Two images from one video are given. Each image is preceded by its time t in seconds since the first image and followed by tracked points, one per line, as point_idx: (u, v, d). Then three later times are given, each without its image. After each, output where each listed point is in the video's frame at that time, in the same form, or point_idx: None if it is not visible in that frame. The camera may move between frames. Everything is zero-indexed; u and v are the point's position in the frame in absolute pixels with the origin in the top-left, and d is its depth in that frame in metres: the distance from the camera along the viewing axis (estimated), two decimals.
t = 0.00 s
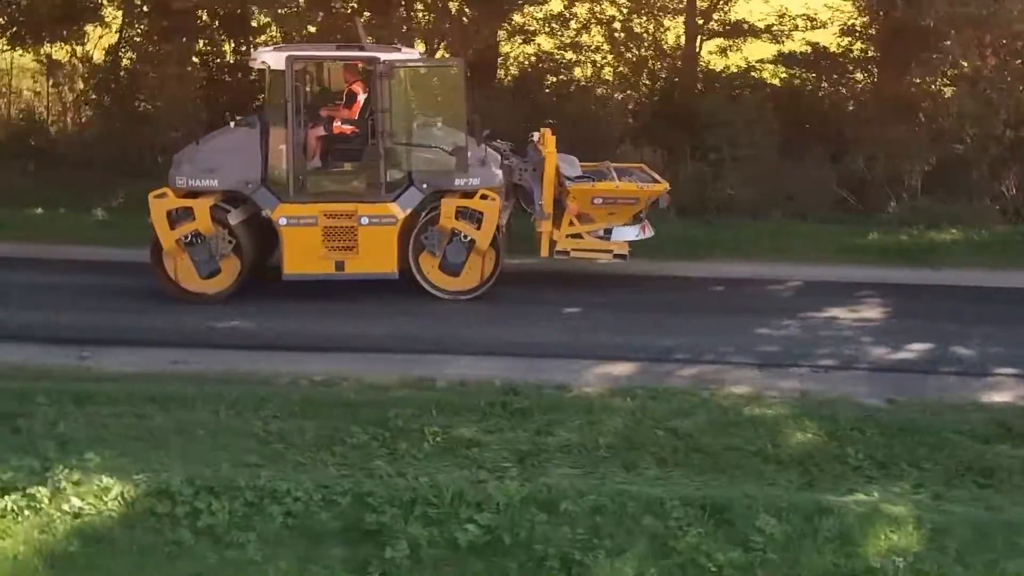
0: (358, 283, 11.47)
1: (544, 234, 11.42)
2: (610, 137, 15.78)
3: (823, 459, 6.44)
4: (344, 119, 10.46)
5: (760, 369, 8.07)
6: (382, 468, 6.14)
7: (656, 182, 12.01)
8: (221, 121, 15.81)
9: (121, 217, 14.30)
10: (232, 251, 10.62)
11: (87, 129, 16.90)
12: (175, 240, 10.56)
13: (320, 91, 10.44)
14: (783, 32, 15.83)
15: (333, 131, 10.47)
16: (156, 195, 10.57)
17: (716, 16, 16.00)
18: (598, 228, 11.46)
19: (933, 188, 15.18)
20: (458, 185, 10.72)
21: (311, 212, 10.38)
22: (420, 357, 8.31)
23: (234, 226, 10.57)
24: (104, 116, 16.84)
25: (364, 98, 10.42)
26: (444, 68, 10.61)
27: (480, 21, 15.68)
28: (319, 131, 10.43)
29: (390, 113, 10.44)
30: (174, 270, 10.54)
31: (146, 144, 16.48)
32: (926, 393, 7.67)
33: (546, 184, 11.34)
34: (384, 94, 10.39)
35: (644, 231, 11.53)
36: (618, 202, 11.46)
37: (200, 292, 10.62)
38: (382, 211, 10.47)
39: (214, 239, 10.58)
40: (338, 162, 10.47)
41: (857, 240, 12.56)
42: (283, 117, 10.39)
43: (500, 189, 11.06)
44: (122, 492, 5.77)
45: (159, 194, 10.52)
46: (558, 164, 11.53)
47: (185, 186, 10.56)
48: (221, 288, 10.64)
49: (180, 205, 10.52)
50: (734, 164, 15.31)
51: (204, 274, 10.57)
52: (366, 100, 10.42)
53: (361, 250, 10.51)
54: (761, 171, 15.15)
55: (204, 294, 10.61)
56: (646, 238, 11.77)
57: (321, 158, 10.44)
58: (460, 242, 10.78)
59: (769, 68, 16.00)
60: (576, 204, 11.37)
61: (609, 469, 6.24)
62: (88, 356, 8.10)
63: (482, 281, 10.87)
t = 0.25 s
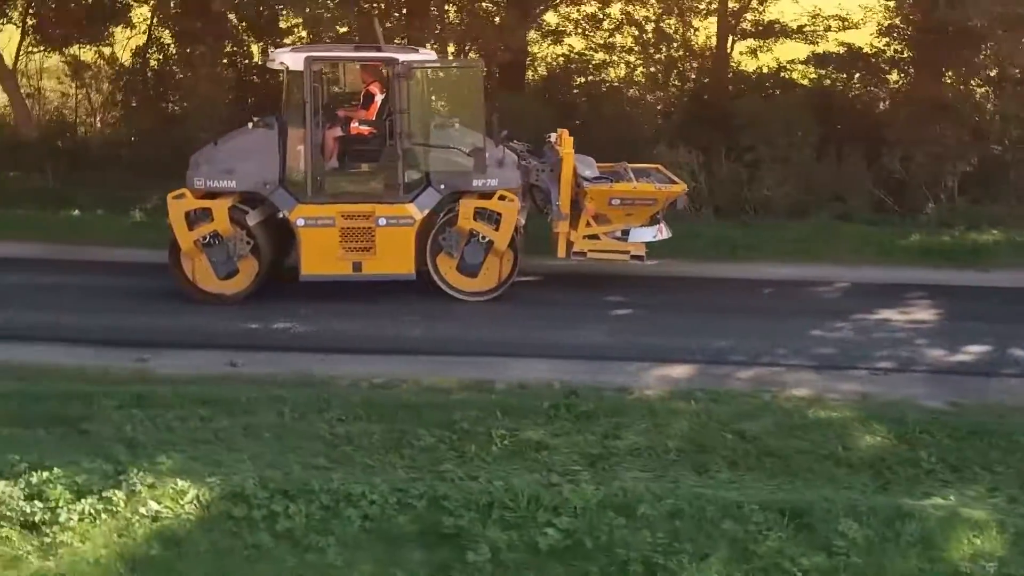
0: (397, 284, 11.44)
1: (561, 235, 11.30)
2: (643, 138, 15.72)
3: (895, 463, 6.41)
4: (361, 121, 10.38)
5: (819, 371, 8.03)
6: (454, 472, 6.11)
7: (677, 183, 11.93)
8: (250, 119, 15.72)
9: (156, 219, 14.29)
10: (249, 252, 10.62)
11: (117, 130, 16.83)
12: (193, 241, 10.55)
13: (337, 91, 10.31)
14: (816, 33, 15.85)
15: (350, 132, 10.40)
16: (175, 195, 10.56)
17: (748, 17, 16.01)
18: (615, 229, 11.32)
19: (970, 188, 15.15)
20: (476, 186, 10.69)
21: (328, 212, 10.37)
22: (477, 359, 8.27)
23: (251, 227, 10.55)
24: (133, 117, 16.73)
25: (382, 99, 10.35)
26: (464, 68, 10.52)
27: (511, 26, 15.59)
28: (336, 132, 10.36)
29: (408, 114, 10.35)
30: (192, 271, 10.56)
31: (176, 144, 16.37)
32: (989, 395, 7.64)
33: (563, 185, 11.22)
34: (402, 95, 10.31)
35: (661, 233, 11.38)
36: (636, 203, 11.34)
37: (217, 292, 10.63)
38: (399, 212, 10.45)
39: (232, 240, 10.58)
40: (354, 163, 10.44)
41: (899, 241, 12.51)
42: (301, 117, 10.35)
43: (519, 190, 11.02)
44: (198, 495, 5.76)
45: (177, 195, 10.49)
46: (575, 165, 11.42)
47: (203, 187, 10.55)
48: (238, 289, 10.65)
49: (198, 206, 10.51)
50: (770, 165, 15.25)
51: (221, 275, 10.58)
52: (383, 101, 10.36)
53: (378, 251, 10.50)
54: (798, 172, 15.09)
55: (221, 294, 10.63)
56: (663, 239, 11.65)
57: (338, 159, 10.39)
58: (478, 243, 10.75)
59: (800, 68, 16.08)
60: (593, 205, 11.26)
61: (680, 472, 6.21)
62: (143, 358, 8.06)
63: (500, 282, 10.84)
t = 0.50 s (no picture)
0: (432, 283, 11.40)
1: (574, 235, 11.24)
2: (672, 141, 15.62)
3: (960, 465, 6.37)
4: (374, 121, 10.37)
5: (872, 373, 7.99)
6: (520, 475, 6.08)
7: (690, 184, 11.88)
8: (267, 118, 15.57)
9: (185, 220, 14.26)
10: (264, 252, 10.57)
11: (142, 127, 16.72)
12: (206, 242, 10.49)
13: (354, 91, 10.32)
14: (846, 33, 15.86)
15: (363, 133, 10.38)
16: (189, 195, 10.50)
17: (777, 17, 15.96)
18: (627, 229, 11.28)
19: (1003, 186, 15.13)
20: (489, 187, 10.64)
21: (342, 213, 10.35)
22: (527, 360, 8.22)
23: (266, 227, 10.50)
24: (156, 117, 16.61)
25: (395, 100, 10.35)
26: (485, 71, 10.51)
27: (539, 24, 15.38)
28: (348, 133, 10.35)
29: (422, 115, 10.35)
30: (206, 271, 10.51)
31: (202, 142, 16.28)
32: None
33: (576, 185, 11.16)
34: (416, 96, 10.31)
35: (674, 234, 11.38)
36: (649, 204, 11.30)
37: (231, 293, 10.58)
38: (412, 212, 10.42)
39: (246, 241, 10.53)
40: (368, 164, 10.42)
41: (936, 242, 12.46)
42: (315, 117, 10.35)
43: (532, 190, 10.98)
44: (266, 498, 5.74)
45: (191, 195, 10.44)
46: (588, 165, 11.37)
47: (217, 188, 10.49)
48: (252, 290, 10.60)
49: (212, 206, 10.45)
50: (803, 165, 15.22)
51: (236, 276, 10.54)
52: (396, 102, 10.35)
53: (392, 252, 10.47)
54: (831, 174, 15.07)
55: (235, 295, 10.58)
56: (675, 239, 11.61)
57: (351, 160, 10.38)
58: (491, 243, 10.72)
59: (827, 69, 16.08)
60: (606, 205, 11.22)
61: (745, 476, 6.17)
62: (193, 360, 8.00)
63: (513, 282, 10.81)
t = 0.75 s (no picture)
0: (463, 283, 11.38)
1: (583, 236, 11.19)
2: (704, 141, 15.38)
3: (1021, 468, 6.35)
4: (383, 122, 10.41)
5: (921, 375, 7.96)
6: (580, 478, 6.06)
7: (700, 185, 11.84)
8: (277, 118, 15.51)
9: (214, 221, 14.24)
10: (272, 253, 10.57)
11: (167, 128, 16.66)
12: (216, 242, 10.50)
13: (364, 91, 10.35)
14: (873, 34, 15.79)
15: (372, 133, 10.42)
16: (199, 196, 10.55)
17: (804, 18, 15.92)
18: (636, 230, 11.23)
19: None
20: (498, 188, 10.63)
21: (351, 213, 10.34)
22: (574, 361, 8.19)
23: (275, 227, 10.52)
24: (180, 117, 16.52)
25: (404, 101, 10.38)
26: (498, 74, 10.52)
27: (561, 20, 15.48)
28: (358, 133, 10.39)
29: (431, 116, 10.36)
30: (215, 271, 10.50)
31: (229, 143, 16.24)
32: None
33: (585, 186, 11.12)
34: (425, 96, 10.31)
35: (683, 234, 11.34)
36: (658, 204, 11.25)
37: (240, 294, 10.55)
38: (421, 213, 10.41)
39: (255, 241, 10.54)
40: (376, 165, 10.43)
41: (970, 244, 12.43)
42: (324, 118, 10.38)
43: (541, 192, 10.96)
44: (329, 501, 5.73)
45: (201, 196, 10.49)
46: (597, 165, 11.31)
47: (227, 188, 10.51)
48: (260, 290, 10.57)
49: (221, 206, 10.49)
50: (833, 167, 15.23)
51: (244, 276, 10.52)
52: (405, 104, 10.37)
53: (401, 252, 10.45)
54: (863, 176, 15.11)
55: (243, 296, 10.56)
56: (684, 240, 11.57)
57: (360, 161, 10.39)
58: (500, 244, 10.69)
59: (853, 70, 15.99)
60: (615, 206, 11.17)
61: (805, 478, 6.15)
62: (240, 362, 7.97)
63: (522, 283, 10.78)
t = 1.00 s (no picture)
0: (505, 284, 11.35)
1: (603, 237, 11.10)
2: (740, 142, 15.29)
3: None
4: (403, 123, 10.36)
5: (985, 379, 7.91)
6: (657, 483, 6.03)
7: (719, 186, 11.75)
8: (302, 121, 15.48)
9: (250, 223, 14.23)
10: (292, 255, 10.55)
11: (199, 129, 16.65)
12: (235, 244, 10.47)
13: (385, 92, 10.30)
14: (907, 35, 15.70)
15: (392, 135, 10.36)
16: (219, 197, 10.52)
17: (838, 19, 15.82)
18: (656, 232, 11.15)
19: None
20: (518, 189, 10.56)
21: (371, 216, 10.29)
22: (635, 364, 8.14)
23: (294, 230, 10.49)
24: (211, 117, 16.48)
25: (424, 102, 10.33)
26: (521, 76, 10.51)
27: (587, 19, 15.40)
28: (377, 134, 10.32)
29: (451, 117, 10.31)
30: (234, 273, 10.50)
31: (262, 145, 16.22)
32: None
33: (605, 187, 11.04)
34: (446, 98, 10.27)
35: (703, 235, 11.26)
36: (678, 206, 11.16)
37: (259, 295, 10.54)
38: (441, 215, 10.35)
39: (275, 243, 10.51)
40: (396, 167, 10.37)
41: (1014, 245, 12.37)
42: (345, 120, 10.32)
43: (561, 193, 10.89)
44: (408, 506, 5.71)
45: (221, 198, 10.45)
46: (616, 166, 11.21)
47: (247, 191, 10.45)
48: (281, 292, 10.57)
49: (242, 209, 10.46)
50: (870, 168, 15.21)
51: (263, 278, 10.51)
52: (425, 105, 10.33)
53: (421, 254, 10.39)
54: (902, 177, 15.12)
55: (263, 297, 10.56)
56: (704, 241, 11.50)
57: (379, 162, 10.32)
58: (520, 246, 10.60)
59: (885, 70, 15.92)
60: (635, 207, 11.07)
61: (882, 483, 6.11)
62: (299, 365, 7.96)
63: (542, 285, 10.70)
